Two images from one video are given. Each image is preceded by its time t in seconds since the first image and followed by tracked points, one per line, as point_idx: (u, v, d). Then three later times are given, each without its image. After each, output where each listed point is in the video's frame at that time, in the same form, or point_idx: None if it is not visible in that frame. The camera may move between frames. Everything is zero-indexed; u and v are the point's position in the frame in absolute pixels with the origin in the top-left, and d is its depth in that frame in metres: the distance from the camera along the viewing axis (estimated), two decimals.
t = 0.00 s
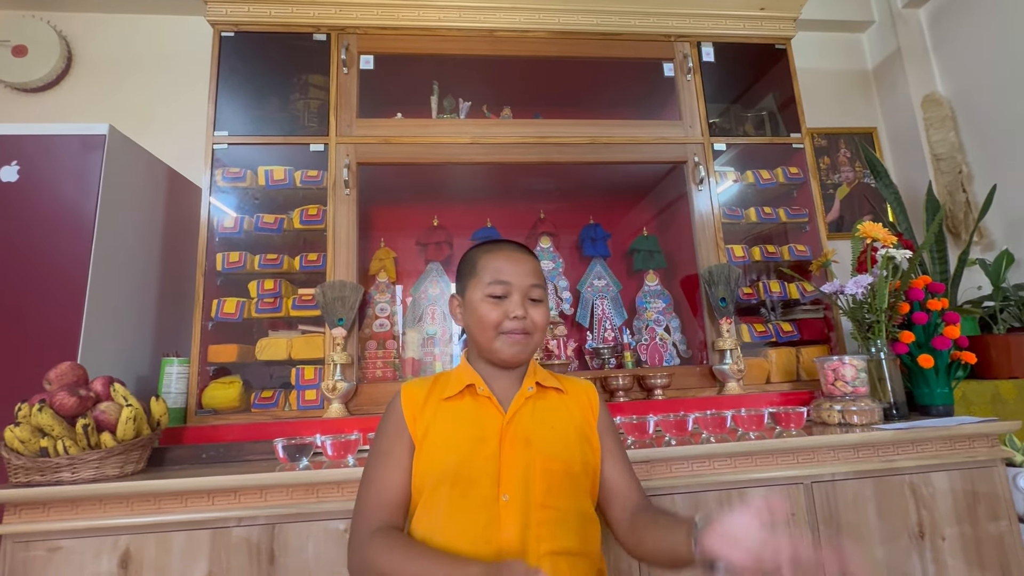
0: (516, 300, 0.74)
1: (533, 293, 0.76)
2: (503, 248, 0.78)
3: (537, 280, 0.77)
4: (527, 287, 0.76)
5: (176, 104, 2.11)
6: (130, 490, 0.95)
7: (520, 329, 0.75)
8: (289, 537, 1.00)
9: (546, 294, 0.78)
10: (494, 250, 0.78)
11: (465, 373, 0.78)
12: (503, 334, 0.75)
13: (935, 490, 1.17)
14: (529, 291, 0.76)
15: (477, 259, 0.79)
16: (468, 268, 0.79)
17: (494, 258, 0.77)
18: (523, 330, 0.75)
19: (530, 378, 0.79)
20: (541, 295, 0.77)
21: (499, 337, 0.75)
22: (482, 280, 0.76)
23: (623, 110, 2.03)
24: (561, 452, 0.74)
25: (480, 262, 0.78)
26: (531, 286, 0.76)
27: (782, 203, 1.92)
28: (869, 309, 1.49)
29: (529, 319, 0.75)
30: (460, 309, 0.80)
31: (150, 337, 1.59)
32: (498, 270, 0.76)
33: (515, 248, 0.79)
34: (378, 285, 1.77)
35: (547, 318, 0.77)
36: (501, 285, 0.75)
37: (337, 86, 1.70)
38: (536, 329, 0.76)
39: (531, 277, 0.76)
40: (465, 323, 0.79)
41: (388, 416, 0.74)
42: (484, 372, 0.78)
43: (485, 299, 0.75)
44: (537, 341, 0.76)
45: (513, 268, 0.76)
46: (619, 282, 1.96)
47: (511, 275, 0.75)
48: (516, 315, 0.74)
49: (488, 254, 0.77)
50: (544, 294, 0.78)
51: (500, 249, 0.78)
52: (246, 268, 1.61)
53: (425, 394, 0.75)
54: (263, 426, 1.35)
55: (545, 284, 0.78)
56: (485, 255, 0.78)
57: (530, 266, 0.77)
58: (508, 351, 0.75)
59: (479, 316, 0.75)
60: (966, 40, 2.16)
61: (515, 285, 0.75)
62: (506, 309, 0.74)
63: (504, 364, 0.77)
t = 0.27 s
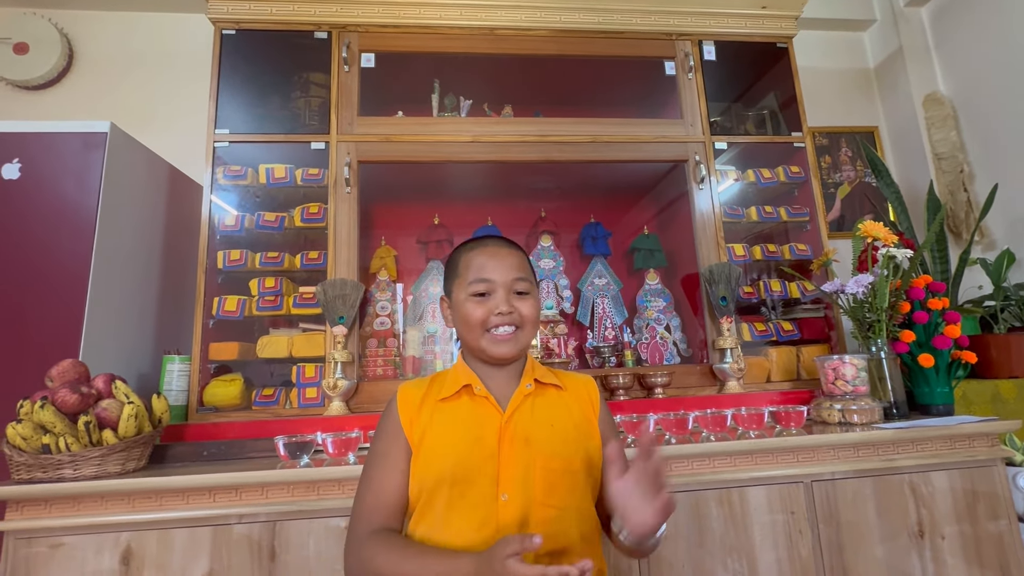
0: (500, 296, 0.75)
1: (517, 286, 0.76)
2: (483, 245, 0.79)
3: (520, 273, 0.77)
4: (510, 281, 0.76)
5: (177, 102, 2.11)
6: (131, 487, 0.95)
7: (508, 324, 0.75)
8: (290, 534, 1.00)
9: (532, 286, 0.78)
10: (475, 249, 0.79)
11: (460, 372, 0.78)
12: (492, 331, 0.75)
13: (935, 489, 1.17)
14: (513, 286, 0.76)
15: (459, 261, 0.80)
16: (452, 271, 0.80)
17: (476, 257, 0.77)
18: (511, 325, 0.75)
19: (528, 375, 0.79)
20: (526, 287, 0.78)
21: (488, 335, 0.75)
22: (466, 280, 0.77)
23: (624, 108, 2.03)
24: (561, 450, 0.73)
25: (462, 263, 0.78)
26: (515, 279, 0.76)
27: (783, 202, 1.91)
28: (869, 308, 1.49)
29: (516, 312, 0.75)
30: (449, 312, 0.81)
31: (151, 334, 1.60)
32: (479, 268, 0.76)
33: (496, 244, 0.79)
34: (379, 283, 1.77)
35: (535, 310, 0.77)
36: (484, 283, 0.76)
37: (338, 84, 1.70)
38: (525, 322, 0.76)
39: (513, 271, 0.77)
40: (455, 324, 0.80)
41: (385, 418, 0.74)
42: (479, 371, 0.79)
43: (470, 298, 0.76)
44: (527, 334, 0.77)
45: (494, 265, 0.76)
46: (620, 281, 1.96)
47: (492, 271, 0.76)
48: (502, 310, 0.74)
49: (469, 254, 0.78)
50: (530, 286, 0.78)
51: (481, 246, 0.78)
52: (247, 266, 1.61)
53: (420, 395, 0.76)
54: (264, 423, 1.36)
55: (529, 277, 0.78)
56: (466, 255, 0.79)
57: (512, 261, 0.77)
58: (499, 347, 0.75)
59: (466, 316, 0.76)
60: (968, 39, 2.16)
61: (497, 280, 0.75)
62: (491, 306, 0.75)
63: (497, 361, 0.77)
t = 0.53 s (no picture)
0: (494, 295, 0.75)
1: (508, 281, 0.76)
2: (468, 246, 0.78)
3: (509, 268, 0.77)
4: (501, 277, 0.76)
5: (176, 99, 2.10)
6: (131, 484, 0.95)
7: (507, 320, 0.75)
8: (290, 532, 1.01)
9: (522, 278, 0.78)
10: (459, 252, 0.78)
11: (462, 373, 0.78)
12: (492, 330, 0.75)
13: (933, 487, 1.17)
14: (505, 282, 0.76)
15: (445, 266, 0.79)
16: (440, 278, 0.79)
17: (462, 259, 0.77)
18: (510, 321, 0.75)
19: (530, 373, 0.79)
20: (517, 280, 0.77)
21: (490, 335, 0.75)
22: (457, 285, 0.76)
23: (624, 106, 2.03)
24: (565, 449, 0.73)
25: (449, 267, 0.78)
26: (506, 275, 0.76)
27: (783, 200, 1.91)
28: (869, 307, 1.49)
29: (512, 307, 0.75)
30: (444, 318, 0.80)
31: (150, 332, 1.60)
32: (468, 270, 0.76)
33: (481, 243, 0.79)
34: (379, 281, 1.77)
35: (530, 301, 0.77)
36: (476, 284, 0.75)
37: (338, 82, 1.69)
38: (523, 316, 0.76)
39: (501, 267, 0.76)
40: (453, 331, 0.79)
41: (388, 418, 0.74)
42: (484, 372, 0.78)
43: (464, 301, 0.75)
44: (527, 327, 0.76)
45: (482, 264, 0.76)
46: (620, 279, 1.96)
47: (481, 271, 0.76)
48: (499, 308, 0.74)
49: (455, 257, 0.78)
50: (520, 279, 0.78)
51: (465, 247, 0.78)
52: (247, 264, 1.61)
53: (422, 395, 0.75)
54: (264, 421, 1.36)
55: (518, 269, 0.78)
56: (452, 259, 0.78)
57: (498, 257, 0.77)
58: (503, 344, 0.75)
59: (464, 320, 0.75)
60: (969, 37, 2.15)
61: (488, 279, 0.75)
62: (487, 305, 0.74)
63: (501, 359, 0.77)
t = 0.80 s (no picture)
0: (489, 295, 0.75)
1: (504, 281, 0.76)
2: (465, 246, 0.79)
3: (505, 268, 0.77)
4: (496, 277, 0.76)
5: (177, 97, 2.11)
6: (132, 481, 0.96)
7: (502, 321, 0.75)
8: (291, 529, 1.01)
9: (518, 277, 0.78)
10: (455, 253, 0.78)
11: (461, 372, 0.78)
12: (488, 331, 0.75)
13: (933, 486, 1.17)
14: (501, 282, 0.76)
15: (442, 266, 0.79)
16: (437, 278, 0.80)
17: (458, 259, 0.77)
18: (506, 321, 0.75)
19: (530, 370, 0.80)
20: (513, 279, 0.78)
21: (486, 335, 0.75)
22: (453, 285, 0.77)
23: (625, 105, 2.02)
24: (565, 444, 0.73)
25: (446, 267, 0.78)
26: (502, 275, 0.76)
27: (785, 199, 1.90)
28: (869, 306, 1.49)
29: (508, 307, 0.75)
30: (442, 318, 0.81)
31: (151, 329, 1.60)
32: (464, 270, 0.76)
33: (478, 243, 0.79)
34: (379, 279, 1.77)
35: (526, 301, 0.77)
36: (472, 285, 0.75)
37: (339, 80, 1.69)
38: (518, 317, 0.76)
39: (497, 267, 0.76)
40: (450, 330, 0.80)
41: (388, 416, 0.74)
42: (482, 370, 0.79)
43: (460, 301, 0.76)
44: (522, 327, 0.77)
45: (478, 264, 0.76)
46: (621, 278, 1.96)
47: (477, 271, 0.76)
48: (494, 309, 0.74)
49: (452, 257, 0.78)
50: (517, 278, 0.78)
51: (462, 247, 0.78)
52: (248, 262, 1.62)
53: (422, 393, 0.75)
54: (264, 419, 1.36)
55: (514, 268, 0.78)
56: (449, 259, 0.78)
57: (494, 257, 0.77)
58: (499, 344, 0.76)
59: (460, 321, 0.76)
60: (972, 36, 2.14)
61: (484, 279, 0.75)
62: (483, 306, 0.74)
63: (498, 359, 0.77)
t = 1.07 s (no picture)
0: (477, 289, 0.74)
1: (492, 276, 0.75)
2: (455, 244, 0.79)
3: (493, 263, 0.76)
4: (484, 272, 0.75)
5: (175, 93, 2.10)
6: (130, 479, 0.95)
7: (490, 315, 0.73)
8: (289, 526, 1.01)
9: (507, 273, 0.77)
10: (445, 251, 0.78)
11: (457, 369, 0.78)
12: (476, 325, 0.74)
13: (932, 484, 1.17)
14: (488, 277, 0.75)
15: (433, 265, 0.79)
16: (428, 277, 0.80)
17: (447, 257, 0.77)
18: (494, 316, 0.74)
19: (527, 366, 0.79)
20: (502, 275, 0.77)
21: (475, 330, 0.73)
22: (442, 282, 0.76)
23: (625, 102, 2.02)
24: (561, 439, 0.73)
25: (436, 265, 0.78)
26: (489, 270, 0.76)
27: (784, 197, 1.90)
28: (869, 304, 1.49)
29: (495, 301, 0.74)
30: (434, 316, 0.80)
31: (149, 327, 1.60)
32: (452, 266, 0.76)
33: (468, 241, 0.79)
34: (378, 277, 1.77)
35: (515, 295, 0.76)
36: (459, 280, 0.75)
37: (338, 76, 1.69)
38: (507, 310, 0.74)
39: (485, 262, 0.76)
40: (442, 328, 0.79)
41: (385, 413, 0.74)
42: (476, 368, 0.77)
43: (449, 297, 0.75)
44: (512, 322, 0.75)
45: (466, 260, 0.76)
46: (620, 276, 1.96)
47: (465, 267, 0.76)
48: (480, 302, 0.73)
49: (441, 255, 0.78)
50: (506, 274, 0.77)
51: (452, 245, 0.78)
52: (247, 259, 1.61)
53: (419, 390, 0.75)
54: (263, 416, 1.36)
55: (503, 264, 0.78)
56: (440, 258, 0.79)
57: (482, 252, 0.77)
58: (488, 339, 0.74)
59: (449, 316, 0.75)
60: (972, 34, 2.14)
61: (471, 274, 0.75)
62: (470, 300, 0.73)
63: (489, 354, 0.75)
